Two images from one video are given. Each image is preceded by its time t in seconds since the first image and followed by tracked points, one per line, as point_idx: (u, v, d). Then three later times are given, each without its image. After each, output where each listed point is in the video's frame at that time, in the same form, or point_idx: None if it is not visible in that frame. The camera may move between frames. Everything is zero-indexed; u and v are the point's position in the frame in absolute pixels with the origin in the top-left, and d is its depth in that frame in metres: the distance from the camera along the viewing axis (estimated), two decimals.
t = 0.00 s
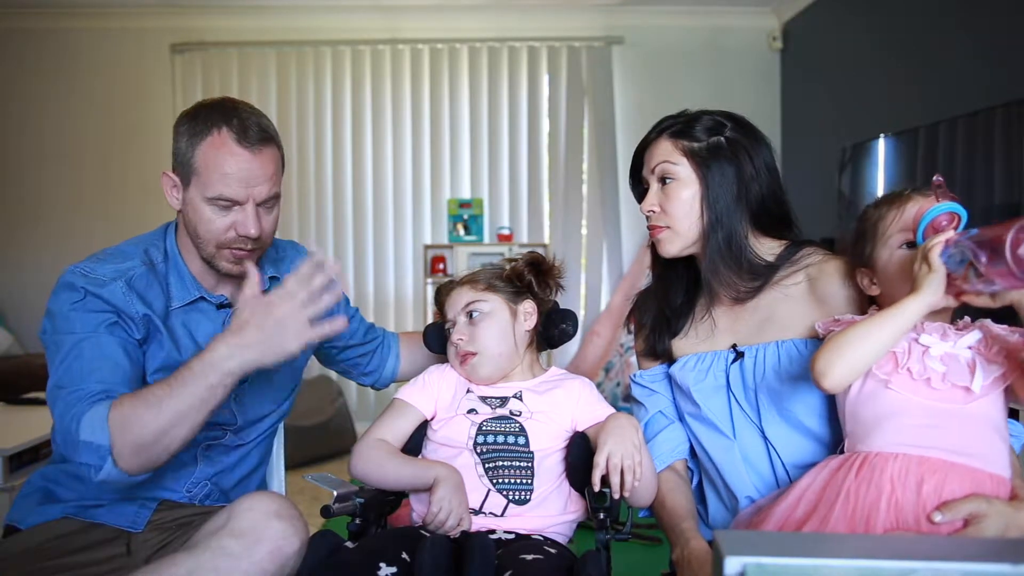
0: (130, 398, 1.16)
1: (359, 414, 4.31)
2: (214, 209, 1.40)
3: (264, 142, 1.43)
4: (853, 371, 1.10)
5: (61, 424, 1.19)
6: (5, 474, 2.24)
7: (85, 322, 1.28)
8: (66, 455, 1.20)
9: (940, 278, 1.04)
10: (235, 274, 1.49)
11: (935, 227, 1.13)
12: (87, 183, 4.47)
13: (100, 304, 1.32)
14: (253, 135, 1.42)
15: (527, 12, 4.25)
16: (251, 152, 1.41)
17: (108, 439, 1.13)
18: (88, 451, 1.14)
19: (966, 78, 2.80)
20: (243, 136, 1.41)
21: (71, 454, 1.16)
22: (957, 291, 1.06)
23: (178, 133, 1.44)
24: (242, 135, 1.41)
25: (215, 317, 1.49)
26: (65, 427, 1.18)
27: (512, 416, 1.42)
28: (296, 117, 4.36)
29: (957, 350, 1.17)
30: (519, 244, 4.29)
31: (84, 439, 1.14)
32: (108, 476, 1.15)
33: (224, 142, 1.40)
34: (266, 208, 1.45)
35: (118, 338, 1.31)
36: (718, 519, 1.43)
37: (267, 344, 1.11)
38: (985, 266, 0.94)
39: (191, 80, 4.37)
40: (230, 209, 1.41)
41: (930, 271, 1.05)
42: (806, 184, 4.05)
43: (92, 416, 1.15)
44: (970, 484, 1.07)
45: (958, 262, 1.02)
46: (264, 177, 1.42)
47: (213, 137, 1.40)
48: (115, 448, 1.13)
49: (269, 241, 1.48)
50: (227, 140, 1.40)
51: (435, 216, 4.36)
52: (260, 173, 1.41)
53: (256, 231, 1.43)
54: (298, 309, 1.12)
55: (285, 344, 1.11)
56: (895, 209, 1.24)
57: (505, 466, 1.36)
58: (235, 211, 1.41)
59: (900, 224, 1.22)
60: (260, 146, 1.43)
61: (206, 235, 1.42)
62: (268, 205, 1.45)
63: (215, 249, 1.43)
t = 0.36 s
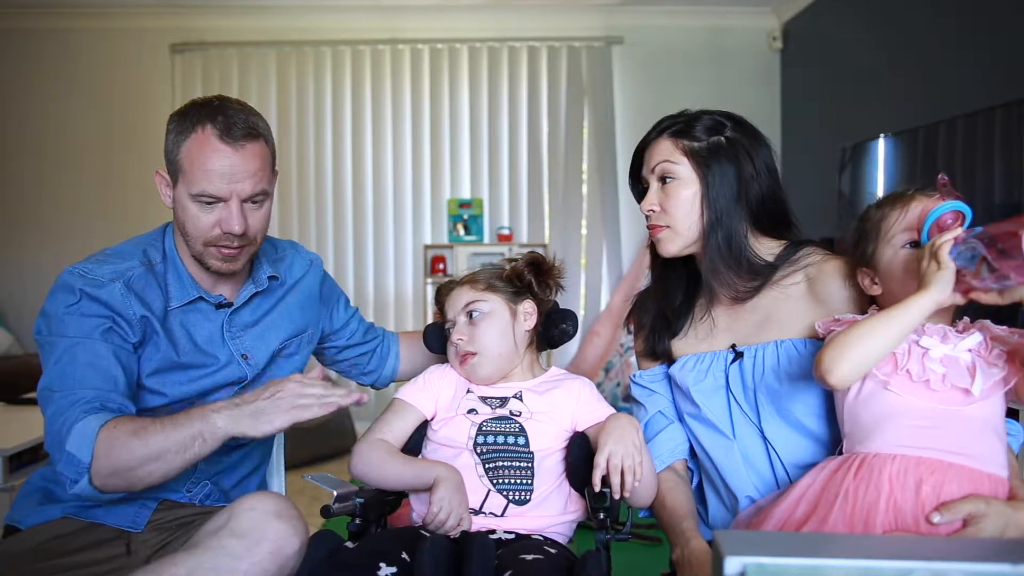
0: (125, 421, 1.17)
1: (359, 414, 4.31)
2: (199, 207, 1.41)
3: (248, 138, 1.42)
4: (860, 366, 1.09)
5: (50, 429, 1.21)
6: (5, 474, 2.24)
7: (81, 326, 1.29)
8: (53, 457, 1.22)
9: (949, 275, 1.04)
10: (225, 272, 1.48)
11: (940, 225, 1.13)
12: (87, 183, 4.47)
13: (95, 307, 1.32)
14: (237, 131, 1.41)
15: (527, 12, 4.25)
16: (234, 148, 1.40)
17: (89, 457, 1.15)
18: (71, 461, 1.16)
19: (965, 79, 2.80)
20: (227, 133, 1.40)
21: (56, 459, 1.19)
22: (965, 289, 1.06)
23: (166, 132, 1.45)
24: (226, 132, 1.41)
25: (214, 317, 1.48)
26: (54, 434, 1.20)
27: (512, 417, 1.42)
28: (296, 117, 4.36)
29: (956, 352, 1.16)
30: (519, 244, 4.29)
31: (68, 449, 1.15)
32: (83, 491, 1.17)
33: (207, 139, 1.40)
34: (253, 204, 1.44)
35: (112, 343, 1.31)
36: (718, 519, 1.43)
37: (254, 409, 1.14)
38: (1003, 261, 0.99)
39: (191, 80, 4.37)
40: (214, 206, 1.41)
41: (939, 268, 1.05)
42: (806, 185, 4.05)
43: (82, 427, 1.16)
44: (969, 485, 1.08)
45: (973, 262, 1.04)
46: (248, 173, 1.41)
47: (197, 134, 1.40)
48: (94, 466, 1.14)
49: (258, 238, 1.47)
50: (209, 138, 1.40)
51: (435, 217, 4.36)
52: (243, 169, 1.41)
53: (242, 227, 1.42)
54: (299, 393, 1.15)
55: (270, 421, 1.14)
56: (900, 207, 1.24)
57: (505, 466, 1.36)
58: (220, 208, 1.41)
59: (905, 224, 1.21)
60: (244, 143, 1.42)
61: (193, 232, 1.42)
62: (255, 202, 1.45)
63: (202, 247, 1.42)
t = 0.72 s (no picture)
0: (137, 413, 1.18)
1: (359, 414, 4.32)
2: (193, 200, 1.41)
3: (240, 129, 1.42)
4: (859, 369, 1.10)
5: (59, 427, 1.21)
6: (5, 474, 2.24)
7: (86, 325, 1.29)
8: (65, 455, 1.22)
9: (950, 280, 1.03)
10: (222, 268, 1.47)
11: (944, 227, 1.12)
12: (87, 183, 4.47)
13: (98, 306, 1.32)
14: (228, 123, 1.42)
15: (527, 12, 4.24)
16: (226, 139, 1.40)
17: (107, 451, 1.15)
18: (87, 457, 1.16)
19: (965, 79, 2.80)
20: (218, 125, 1.41)
21: (70, 457, 1.18)
22: (965, 294, 1.04)
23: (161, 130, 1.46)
24: (217, 124, 1.41)
25: (213, 317, 1.48)
26: (64, 430, 1.20)
27: (512, 417, 1.42)
28: (296, 117, 4.36)
29: (955, 356, 1.16)
30: (519, 244, 4.29)
31: (84, 445, 1.15)
32: (102, 485, 1.17)
33: (199, 132, 1.40)
34: (247, 196, 1.44)
35: (118, 340, 1.32)
36: (718, 519, 1.43)
37: (270, 394, 1.15)
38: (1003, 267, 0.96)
39: (191, 79, 4.37)
40: (208, 198, 1.41)
41: (941, 273, 1.04)
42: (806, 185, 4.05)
43: (95, 423, 1.17)
44: (966, 484, 1.08)
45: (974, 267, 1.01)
46: (241, 164, 1.41)
47: (190, 128, 1.41)
48: (113, 460, 1.15)
49: (254, 232, 1.47)
50: (201, 130, 1.40)
51: (435, 217, 4.36)
52: (235, 160, 1.41)
53: (235, 219, 1.42)
54: (308, 367, 1.16)
55: (292, 400, 1.15)
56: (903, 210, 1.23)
57: (505, 466, 1.37)
58: (213, 200, 1.41)
59: (909, 227, 1.21)
60: (235, 134, 1.42)
61: (188, 226, 1.42)
62: (249, 194, 1.44)
63: (197, 240, 1.42)
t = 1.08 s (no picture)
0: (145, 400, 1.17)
1: (359, 415, 4.32)
2: (197, 197, 1.41)
3: (243, 127, 1.43)
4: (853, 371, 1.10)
5: (66, 421, 1.19)
6: (5, 474, 2.24)
7: (90, 320, 1.28)
8: (74, 450, 1.20)
9: (944, 281, 1.02)
10: (224, 266, 1.47)
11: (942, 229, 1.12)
12: (87, 183, 4.47)
13: (101, 301, 1.31)
14: (232, 121, 1.42)
15: (527, 12, 4.24)
16: (229, 136, 1.41)
17: (118, 438, 1.14)
18: (98, 447, 1.14)
19: (965, 79, 2.80)
20: (222, 122, 1.41)
21: (80, 450, 1.17)
22: (960, 295, 1.03)
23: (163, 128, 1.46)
24: (221, 121, 1.41)
25: (214, 316, 1.48)
26: (72, 423, 1.18)
27: (512, 417, 1.42)
28: (296, 116, 4.36)
29: (950, 357, 1.15)
30: (519, 244, 4.29)
31: (95, 436, 1.14)
32: (116, 475, 1.15)
33: (203, 129, 1.40)
34: (250, 195, 1.44)
35: (122, 332, 1.31)
36: (718, 518, 1.43)
37: (279, 367, 1.13)
38: (992, 270, 0.93)
39: (191, 79, 4.37)
40: (211, 196, 1.41)
41: (934, 274, 1.03)
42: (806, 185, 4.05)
43: (104, 412, 1.15)
44: (960, 484, 1.08)
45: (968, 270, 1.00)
46: (243, 161, 1.41)
47: (193, 126, 1.41)
48: (124, 449, 1.14)
49: (257, 229, 1.47)
50: (205, 128, 1.40)
51: (435, 217, 4.36)
52: (238, 158, 1.41)
53: (238, 216, 1.42)
54: (312, 339, 1.13)
55: (299, 373, 1.13)
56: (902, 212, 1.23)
57: (505, 466, 1.37)
58: (216, 198, 1.41)
59: (908, 228, 1.21)
60: (239, 132, 1.42)
61: (191, 223, 1.42)
62: (252, 192, 1.45)
63: (200, 237, 1.42)
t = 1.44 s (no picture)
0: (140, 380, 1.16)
1: (359, 415, 4.32)
2: (206, 201, 1.41)
3: (255, 133, 1.43)
4: (846, 369, 1.10)
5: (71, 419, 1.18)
6: (5, 474, 2.24)
7: (91, 318, 1.28)
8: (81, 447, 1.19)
9: (936, 282, 1.03)
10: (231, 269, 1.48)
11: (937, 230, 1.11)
12: (87, 183, 4.47)
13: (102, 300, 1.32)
14: (243, 126, 1.42)
15: (527, 12, 4.25)
16: (240, 143, 1.40)
17: (122, 422, 1.13)
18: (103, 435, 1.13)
19: (965, 79, 2.80)
20: (233, 127, 1.41)
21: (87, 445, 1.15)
22: (953, 295, 1.03)
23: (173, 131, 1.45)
24: (232, 127, 1.41)
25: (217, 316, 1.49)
26: (77, 421, 1.17)
27: (512, 417, 1.42)
28: (296, 116, 4.36)
29: (944, 357, 1.16)
30: (519, 244, 4.29)
31: (98, 425, 1.13)
32: (129, 459, 1.14)
33: (214, 134, 1.40)
34: (259, 200, 1.44)
35: (126, 328, 1.31)
36: (718, 518, 1.44)
37: (236, 301, 1.16)
38: (983, 268, 0.90)
39: (191, 80, 4.37)
40: (220, 201, 1.41)
41: (927, 275, 1.03)
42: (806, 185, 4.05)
43: (103, 403, 1.14)
44: (956, 484, 1.08)
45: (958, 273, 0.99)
46: (254, 167, 1.41)
47: (204, 130, 1.41)
48: (132, 426, 1.13)
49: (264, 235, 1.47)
50: (216, 132, 1.40)
51: (435, 217, 4.37)
52: (248, 164, 1.41)
53: (248, 222, 1.41)
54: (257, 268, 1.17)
55: (258, 300, 1.17)
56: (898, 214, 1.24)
57: (505, 466, 1.37)
58: (226, 203, 1.41)
59: (906, 230, 1.21)
60: (251, 138, 1.42)
61: (199, 227, 1.42)
62: (261, 198, 1.44)
63: (208, 242, 1.42)
